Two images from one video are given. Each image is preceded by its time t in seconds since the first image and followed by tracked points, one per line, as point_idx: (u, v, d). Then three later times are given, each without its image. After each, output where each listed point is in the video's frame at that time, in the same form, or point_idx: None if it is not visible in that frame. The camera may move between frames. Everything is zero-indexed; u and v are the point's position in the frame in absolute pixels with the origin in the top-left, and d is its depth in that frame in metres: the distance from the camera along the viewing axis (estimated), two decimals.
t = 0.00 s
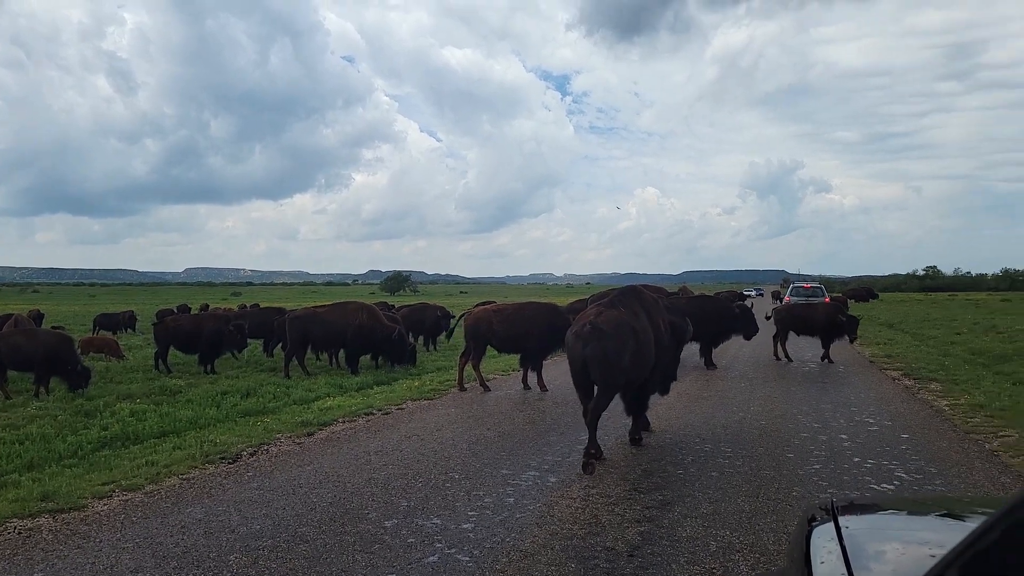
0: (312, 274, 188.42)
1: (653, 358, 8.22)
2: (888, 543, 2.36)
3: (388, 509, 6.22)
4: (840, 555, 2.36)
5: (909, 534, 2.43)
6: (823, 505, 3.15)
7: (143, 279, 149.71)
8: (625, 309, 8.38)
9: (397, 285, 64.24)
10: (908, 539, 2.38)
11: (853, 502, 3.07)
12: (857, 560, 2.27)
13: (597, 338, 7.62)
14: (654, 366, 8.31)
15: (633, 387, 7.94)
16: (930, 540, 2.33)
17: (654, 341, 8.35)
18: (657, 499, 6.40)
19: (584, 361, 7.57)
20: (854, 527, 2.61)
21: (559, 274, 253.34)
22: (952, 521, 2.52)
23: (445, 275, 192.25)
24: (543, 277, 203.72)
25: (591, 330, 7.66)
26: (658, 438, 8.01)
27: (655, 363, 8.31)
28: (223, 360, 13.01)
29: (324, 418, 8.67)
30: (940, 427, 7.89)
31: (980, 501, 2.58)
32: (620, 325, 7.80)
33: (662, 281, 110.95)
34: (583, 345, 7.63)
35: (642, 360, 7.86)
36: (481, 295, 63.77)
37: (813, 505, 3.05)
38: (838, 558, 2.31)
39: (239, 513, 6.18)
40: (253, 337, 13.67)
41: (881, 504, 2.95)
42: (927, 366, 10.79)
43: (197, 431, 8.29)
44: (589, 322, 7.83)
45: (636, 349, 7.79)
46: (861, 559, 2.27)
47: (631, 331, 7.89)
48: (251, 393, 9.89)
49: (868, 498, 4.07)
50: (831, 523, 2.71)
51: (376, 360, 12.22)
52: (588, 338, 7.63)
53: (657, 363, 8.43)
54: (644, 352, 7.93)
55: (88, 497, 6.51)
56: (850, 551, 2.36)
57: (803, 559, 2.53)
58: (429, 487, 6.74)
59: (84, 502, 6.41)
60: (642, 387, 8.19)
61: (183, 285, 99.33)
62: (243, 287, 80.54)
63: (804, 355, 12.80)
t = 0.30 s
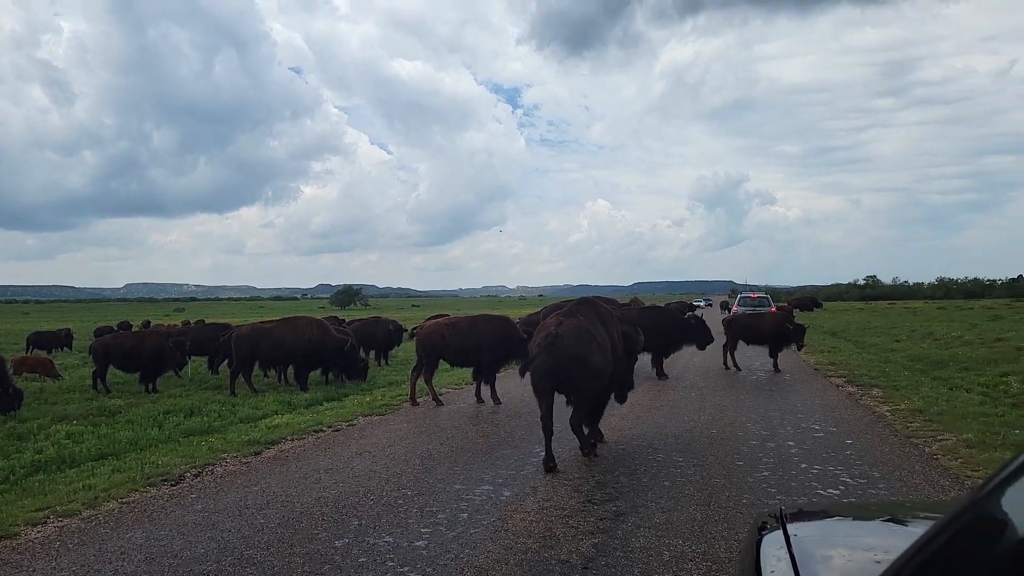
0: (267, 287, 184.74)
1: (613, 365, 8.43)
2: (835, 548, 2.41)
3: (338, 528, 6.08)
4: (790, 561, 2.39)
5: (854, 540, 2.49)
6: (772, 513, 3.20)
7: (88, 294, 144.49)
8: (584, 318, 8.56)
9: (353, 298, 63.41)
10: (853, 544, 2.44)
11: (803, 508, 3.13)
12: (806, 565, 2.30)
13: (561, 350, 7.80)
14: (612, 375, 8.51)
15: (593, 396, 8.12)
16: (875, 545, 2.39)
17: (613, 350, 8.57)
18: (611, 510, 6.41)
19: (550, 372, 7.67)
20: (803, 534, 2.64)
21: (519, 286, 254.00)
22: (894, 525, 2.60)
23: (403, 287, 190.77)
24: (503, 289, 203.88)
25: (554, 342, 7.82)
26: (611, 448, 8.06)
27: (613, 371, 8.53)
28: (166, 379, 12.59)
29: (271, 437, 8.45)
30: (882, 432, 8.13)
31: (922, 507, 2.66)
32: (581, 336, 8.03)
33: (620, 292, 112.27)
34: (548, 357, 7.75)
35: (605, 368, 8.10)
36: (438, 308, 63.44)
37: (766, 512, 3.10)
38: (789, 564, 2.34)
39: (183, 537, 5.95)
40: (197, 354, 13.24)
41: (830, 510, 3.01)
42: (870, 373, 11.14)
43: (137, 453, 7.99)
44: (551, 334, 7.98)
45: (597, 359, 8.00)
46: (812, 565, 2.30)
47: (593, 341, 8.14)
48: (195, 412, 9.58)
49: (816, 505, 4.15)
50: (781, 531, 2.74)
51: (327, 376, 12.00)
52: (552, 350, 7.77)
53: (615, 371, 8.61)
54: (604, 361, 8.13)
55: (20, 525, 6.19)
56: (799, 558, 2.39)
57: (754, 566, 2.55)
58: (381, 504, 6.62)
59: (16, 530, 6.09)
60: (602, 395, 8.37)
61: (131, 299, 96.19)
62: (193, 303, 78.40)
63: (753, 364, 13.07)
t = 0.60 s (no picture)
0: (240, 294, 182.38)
1: (591, 367, 8.51)
2: (803, 547, 2.44)
3: (308, 536, 6.01)
4: (759, 562, 2.41)
5: (822, 539, 2.52)
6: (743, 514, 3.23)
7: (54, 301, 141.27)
8: (564, 322, 8.60)
9: (327, 304, 62.87)
10: (821, 544, 2.48)
11: (771, 509, 3.16)
12: (775, 565, 2.33)
13: (543, 355, 7.79)
14: (590, 378, 8.58)
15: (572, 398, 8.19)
16: (843, 544, 2.43)
17: (592, 353, 8.64)
18: (583, 514, 6.43)
19: (533, 376, 7.60)
20: (771, 535, 2.67)
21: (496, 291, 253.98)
22: (861, 525, 2.64)
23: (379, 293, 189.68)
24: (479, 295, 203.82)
25: (536, 347, 7.80)
26: (583, 452, 8.08)
27: (592, 373, 8.61)
28: (131, 387, 12.34)
29: (240, 444, 8.34)
30: (849, 433, 8.28)
31: (888, 505, 2.70)
32: (562, 340, 8.07)
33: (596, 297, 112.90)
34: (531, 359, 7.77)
35: (583, 371, 8.19)
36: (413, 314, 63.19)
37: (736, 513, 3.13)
38: (759, 563, 2.37)
39: (149, 547, 5.84)
40: (163, 361, 13.01)
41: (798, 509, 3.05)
42: (836, 375, 11.34)
43: (101, 462, 7.82)
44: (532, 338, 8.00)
45: (576, 361, 8.08)
46: (781, 564, 2.34)
47: (574, 344, 8.21)
48: (162, 420, 9.41)
49: (786, 506, 4.21)
50: (750, 532, 2.77)
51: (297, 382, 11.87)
52: (535, 355, 7.73)
53: (594, 374, 8.68)
54: (582, 364, 8.20)
55: None
56: (768, 558, 2.42)
57: (724, 566, 2.57)
58: (352, 511, 6.56)
59: None
60: (579, 396, 8.46)
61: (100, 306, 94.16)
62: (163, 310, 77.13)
63: (722, 366, 13.22)
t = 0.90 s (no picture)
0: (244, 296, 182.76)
1: (599, 365, 8.57)
2: (800, 547, 2.46)
3: (307, 536, 6.04)
4: (755, 560, 2.44)
5: (819, 539, 2.53)
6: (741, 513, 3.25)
7: (58, 304, 141.75)
8: (570, 320, 8.70)
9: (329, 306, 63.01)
10: (818, 544, 2.49)
11: (769, 507, 3.18)
12: (772, 565, 2.34)
13: (548, 351, 7.86)
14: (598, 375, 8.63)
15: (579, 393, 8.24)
16: (839, 544, 2.44)
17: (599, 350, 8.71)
18: (580, 514, 6.44)
19: (539, 371, 7.74)
20: (768, 533, 2.70)
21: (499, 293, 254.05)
22: (858, 525, 2.65)
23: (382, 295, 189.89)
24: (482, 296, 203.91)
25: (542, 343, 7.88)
26: (580, 452, 8.10)
27: (599, 369, 8.66)
28: (131, 388, 12.40)
29: (238, 444, 8.38)
30: (847, 433, 8.27)
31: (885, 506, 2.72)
32: (569, 336, 8.14)
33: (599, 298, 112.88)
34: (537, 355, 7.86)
35: (590, 366, 8.25)
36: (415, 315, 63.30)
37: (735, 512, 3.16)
38: (756, 563, 2.39)
39: (148, 547, 5.87)
40: (162, 362, 13.06)
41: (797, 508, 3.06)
42: (834, 375, 11.33)
43: (101, 462, 7.87)
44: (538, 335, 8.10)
45: (582, 357, 8.15)
46: (777, 564, 2.35)
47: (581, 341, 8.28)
48: (161, 421, 9.45)
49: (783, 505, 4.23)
50: (747, 531, 2.79)
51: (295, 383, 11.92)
52: (539, 350, 7.81)
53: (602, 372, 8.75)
54: (590, 361, 8.26)
55: None
56: (765, 557, 2.43)
57: (721, 566, 2.59)
58: (350, 511, 6.59)
59: None
60: (585, 392, 8.53)
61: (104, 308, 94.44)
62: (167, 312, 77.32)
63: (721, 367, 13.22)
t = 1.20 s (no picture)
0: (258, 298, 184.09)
1: (616, 361, 8.67)
2: (812, 546, 2.47)
3: (317, 534, 6.10)
4: (766, 558, 2.45)
5: (831, 538, 2.54)
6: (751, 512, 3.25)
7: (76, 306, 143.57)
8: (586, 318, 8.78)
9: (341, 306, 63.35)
10: (830, 542, 2.50)
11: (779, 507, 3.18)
12: (784, 564, 2.35)
13: (566, 351, 7.95)
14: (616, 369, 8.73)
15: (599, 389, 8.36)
16: (851, 543, 2.45)
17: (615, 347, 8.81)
18: (589, 513, 6.45)
19: (553, 372, 8.01)
20: (779, 532, 2.71)
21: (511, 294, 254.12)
22: (870, 523, 2.65)
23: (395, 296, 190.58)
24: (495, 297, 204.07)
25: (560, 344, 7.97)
26: (588, 451, 8.10)
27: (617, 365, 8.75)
28: (143, 388, 12.54)
29: (249, 444, 8.46)
30: (858, 433, 8.21)
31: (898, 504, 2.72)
32: (587, 336, 8.21)
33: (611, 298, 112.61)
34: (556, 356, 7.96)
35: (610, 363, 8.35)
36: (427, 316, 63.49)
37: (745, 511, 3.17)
38: (766, 561, 2.40)
39: (161, 545, 5.95)
40: (174, 362, 13.19)
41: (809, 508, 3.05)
42: (846, 374, 11.25)
43: (115, 461, 7.98)
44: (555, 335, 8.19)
45: (601, 355, 8.24)
46: (789, 562, 2.36)
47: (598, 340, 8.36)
48: (173, 421, 9.56)
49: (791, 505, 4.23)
50: (757, 530, 2.79)
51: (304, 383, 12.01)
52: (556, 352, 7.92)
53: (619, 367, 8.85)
54: (607, 358, 8.35)
55: None
56: (776, 556, 2.44)
57: (731, 564, 2.61)
58: (359, 510, 6.64)
59: None
60: (606, 388, 8.64)
61: (120, 310, 95.50)
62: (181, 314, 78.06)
63: (730, 366, 13.16)
